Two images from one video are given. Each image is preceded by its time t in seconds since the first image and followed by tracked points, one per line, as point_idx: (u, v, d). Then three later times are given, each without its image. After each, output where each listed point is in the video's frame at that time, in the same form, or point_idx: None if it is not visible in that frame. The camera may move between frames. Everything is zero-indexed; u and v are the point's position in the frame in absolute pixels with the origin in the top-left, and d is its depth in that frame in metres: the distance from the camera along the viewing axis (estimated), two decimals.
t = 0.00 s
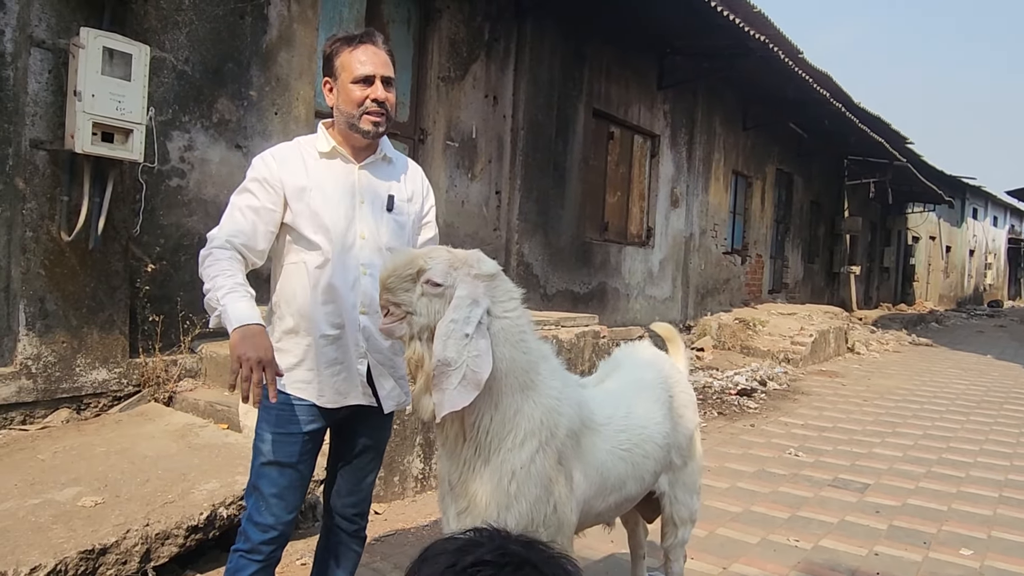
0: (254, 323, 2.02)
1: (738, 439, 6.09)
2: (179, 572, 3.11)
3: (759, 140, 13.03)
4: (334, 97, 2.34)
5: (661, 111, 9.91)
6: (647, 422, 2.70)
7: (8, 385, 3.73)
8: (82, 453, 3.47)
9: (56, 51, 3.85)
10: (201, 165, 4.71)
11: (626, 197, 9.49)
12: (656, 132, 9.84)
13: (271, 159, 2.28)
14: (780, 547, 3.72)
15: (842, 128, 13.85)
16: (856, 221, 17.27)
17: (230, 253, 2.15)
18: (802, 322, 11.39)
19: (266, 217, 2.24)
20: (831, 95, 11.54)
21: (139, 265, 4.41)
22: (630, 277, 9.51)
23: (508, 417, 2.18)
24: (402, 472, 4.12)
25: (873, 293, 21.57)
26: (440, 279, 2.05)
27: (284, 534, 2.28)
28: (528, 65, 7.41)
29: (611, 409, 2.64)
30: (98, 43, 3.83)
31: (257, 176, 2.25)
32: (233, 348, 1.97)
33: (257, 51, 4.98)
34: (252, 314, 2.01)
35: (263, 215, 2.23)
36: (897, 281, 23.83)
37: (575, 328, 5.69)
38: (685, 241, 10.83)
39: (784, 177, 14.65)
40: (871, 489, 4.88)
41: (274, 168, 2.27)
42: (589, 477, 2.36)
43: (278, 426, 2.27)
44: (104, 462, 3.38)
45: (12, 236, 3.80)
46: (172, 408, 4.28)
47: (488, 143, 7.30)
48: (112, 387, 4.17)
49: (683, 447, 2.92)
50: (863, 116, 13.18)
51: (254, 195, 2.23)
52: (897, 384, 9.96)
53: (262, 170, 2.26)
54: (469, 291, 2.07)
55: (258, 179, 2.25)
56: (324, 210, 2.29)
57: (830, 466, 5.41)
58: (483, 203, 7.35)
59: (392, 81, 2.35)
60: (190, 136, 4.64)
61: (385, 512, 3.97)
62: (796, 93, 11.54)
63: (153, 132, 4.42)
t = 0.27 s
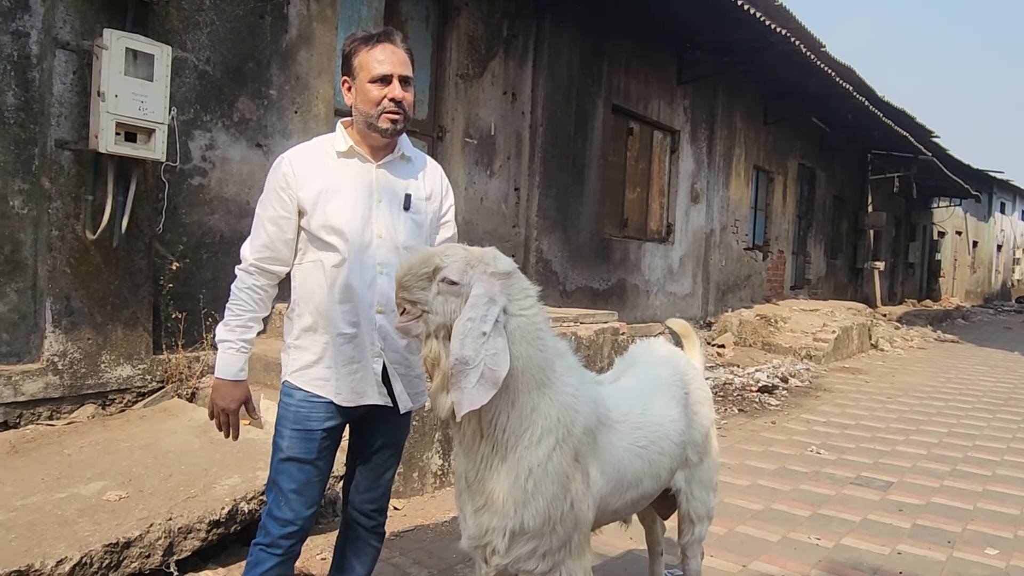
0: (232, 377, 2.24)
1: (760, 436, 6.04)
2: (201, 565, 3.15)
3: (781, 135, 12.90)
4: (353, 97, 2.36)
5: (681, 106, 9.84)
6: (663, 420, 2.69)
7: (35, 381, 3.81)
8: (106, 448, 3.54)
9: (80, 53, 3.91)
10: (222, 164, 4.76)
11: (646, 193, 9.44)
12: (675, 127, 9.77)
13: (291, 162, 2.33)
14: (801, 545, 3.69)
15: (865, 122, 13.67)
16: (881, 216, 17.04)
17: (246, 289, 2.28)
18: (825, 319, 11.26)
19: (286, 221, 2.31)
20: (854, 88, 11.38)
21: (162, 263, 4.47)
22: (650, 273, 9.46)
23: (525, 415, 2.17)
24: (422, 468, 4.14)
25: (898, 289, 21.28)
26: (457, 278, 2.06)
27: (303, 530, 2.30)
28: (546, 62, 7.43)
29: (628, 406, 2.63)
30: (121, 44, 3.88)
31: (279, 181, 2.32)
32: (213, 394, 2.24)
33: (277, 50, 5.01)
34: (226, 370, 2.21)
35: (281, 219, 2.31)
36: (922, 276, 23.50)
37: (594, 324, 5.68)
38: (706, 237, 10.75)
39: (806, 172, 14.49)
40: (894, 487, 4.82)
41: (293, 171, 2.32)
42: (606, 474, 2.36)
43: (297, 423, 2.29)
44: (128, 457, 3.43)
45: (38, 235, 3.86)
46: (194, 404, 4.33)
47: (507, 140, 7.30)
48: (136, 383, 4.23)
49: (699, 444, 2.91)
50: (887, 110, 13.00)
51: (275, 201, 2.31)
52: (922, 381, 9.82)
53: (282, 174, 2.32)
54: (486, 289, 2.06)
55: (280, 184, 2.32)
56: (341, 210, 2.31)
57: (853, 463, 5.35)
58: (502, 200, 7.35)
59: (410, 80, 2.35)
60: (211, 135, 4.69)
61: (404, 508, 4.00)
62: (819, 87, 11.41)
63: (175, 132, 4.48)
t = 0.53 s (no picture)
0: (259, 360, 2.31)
1: (786, 430, 5.97)
2: (227, 552, 3.20)
3: (810, 126, 12.70)
4: (373, 90, 2.37)
5: (708, 97, 9.74)
6: (683, 411, 2.67)
7: (68, 370, 3.89)
8: (136, 436, 3.61)
9: (109, 49, 3.96)
10: (249, 157, 4.82)
11: (672, 185, 9.36)
12: (702, 119, 9.67)
13: (311, 154, 2.36)
14: (826, 540, 3.65)
15: (898, 112, 13.39)
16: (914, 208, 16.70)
17: (270, 277, 2.35)
18: (855, 313, 11.08)
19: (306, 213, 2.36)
20: (887, 78, 11.15)
21: (191, 256, 4.54)
22: (676, 266, 9.39)
23: (544, 406, 2.17)
24: (445, 459, 4.16)
25: (931, 283, 20.87)
26: (473, 269, 2.06)
27: (324, 516, 2.33)
28: (571, 54, 7.38)
29: (648, 398, 2.61)
30: (149, 39, 3.94)
31: (300, 173, 2.35)
32: (244, 379, 2.30)
33: (303, 44, 5.03)
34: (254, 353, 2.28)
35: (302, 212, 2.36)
36: (957, 270, 23.01)
37: (619, 317, 5.65)
38: (733, 230, 10.63)
39: (837, 163, 14.25)
40: (924, 483, 4.74)
41: (313, 163, 2.35)
42: (626, 465, 2.35)
43: (316, 411, 2.32)
44: (157, 445, 3.50)
45: (70, 228, 3.97)
46: (222, 394, 4.39)
47: (532, 132, 7.29)
48: (166, 374, 4.30)
49: (719, 436, 2.88)
50: (921, 100, 12.72)
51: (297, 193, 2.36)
52: (956, 376, 9.62)
53: (303, 166, 2.35)
54: (502, 280, 2.07)
55: (302, 177, 2.35)
56: (358, 202, 2.32)
57: (882, 459, 5.27)
58: (527, 193, 7.34)
59: (430, 72, 2.36)
60: (238, 129, 4.75)
61: (427, 498, 4.02)
62: (850, 77, 11.20)
63: (202, 126, 4.54)
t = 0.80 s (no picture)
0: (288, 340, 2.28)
1: (815, 423, 5.90)
2: (254, 535, 3.27)
3: (844, 115, 12.47)
4: (393, 79, 2.38)
5: (738, 87, 9.60)
6: (703, 401, 2.65)
7: (102, 357, 3.98)
8: (167, 421, 3.69)
9: (141, 41, 4.04)
10: (277, 148, 4.87)
11: (701, 176, 9.26)
12: (732, 108, 9.54)
13: (333, 143, 2.38)
14: (853, 534, 3.60)
15: (935, 101, 13.09)
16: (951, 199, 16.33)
17: (294, 261, 2.38)
18: (888, 305, 10.88)
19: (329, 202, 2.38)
20: (923, 66, 10.88)
21: (220, 245, 4.61)
22: (704, 257, 9.30)
23: (561, 394, 2.17)
24: (469, 448, 4.18)
25: (968, 275, 20.42)
26: (489, 257, 2.06)
27: (345, 499, 2.35)
28: (599, 43, 7.32)
29: (667, 387, 2.60)
30: (179, 31, 4.00)
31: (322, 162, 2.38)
32: (272, 360, 2.26)
33: (330, 36, 5.07)
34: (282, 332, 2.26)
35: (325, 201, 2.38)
36: (995, 262, 22.47)
37: (645, 308, 5.62)
38: (764, 221, 10.50)
39: (871, 154, 13.98)
40: (956, 477, 4.65)
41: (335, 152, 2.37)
42: (644, 454, 2.34)
43: (337, 395, 2.34)
44: (186, 430, 3.57)
45: (104, 217, 4.05)
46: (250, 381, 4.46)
47: (559, 123, 7.26)
48: (196, 361, 4.38)
49: (740, 426, 2.85)
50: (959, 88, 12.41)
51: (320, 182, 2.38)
52: (992, 370, 9.41)
53: (325, 156, 2.38)
54: (518, 269, 2.06)
55: (324, 166, 2.38)
56: (377, 190, 2.34)
57: (913, 453, 5.18)
58: (554, 183, 7.32)
59: (448, 62, 2.35)
60: (266, 120, 4.80)
61: (451, 486, 4.05)
62: (884, 65, 10.96)
63: (231, 117, 4.60)
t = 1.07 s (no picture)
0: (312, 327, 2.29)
1: (844, 415, 5.81)
2: (281, 519, 3.30)
3: (876, 103, 12.23)
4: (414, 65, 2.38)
5: (768, 75, 9.46)
6: (729, 389, 2.62)
7: (133, 342, 4.05)
8: (196, 406, 3.74)
9: (170, 31, 4.08)
10: (304, 137, 4.89)
11: (729, 165, 9.15)
12: (761, 97, 9.40)
13: (360, 131, 2.39)
14: (882, 526, 3.55)
15: (970, 89, 12.78)
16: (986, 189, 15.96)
17: (320, 248, 2.39)
18: (920, 297, 10.68)
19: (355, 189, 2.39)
20: (959, 53, 10.63)
21: (249, 233, 4.65)
22: (732, 248, 9.19)
23: (585, 379, 2.15)
24: (493, 436, 4.19)
25: (1004, 267, 19.97)
26: (512, 243, 2.05)
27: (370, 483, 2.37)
28: (626, 31, 7.26)
29: (692, 374, 2.57)
30: (207, 20, 4.02)
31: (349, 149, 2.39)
32: (295, 346, 2.28)
33: (356, 25, 5.08)
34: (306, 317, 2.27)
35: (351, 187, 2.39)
36: None
37: (671, 298, 5.57)
38: (793, 211, 10.34)
39: (903, 143, 13.71)
40: (988, 471, 4.56)
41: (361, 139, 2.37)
42: (669, 441, 2.32)
43: (362, 380, 2.36)
44: (215, 415, 3.62)
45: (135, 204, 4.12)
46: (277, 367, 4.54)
47: (585, 112, 7.21)
48: (225, 347, 4.44)
49: (766, 416, 2.82)
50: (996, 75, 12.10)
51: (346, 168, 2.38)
52: None
53: (352, 143, 2.38)
54: (541, 255, 2.05)
55: (350, 153, 2.38)
56: (403, 176, 2.34)
57: (944, 446, 5.08)
58: (580, 172, 7.28)
59: (469, 48, 2.31)
60: (293, 109, 4.82)
61: (476, 473, 4.06)
62: (918, 52, 10.73)
63: (259, 106, 4.62)
